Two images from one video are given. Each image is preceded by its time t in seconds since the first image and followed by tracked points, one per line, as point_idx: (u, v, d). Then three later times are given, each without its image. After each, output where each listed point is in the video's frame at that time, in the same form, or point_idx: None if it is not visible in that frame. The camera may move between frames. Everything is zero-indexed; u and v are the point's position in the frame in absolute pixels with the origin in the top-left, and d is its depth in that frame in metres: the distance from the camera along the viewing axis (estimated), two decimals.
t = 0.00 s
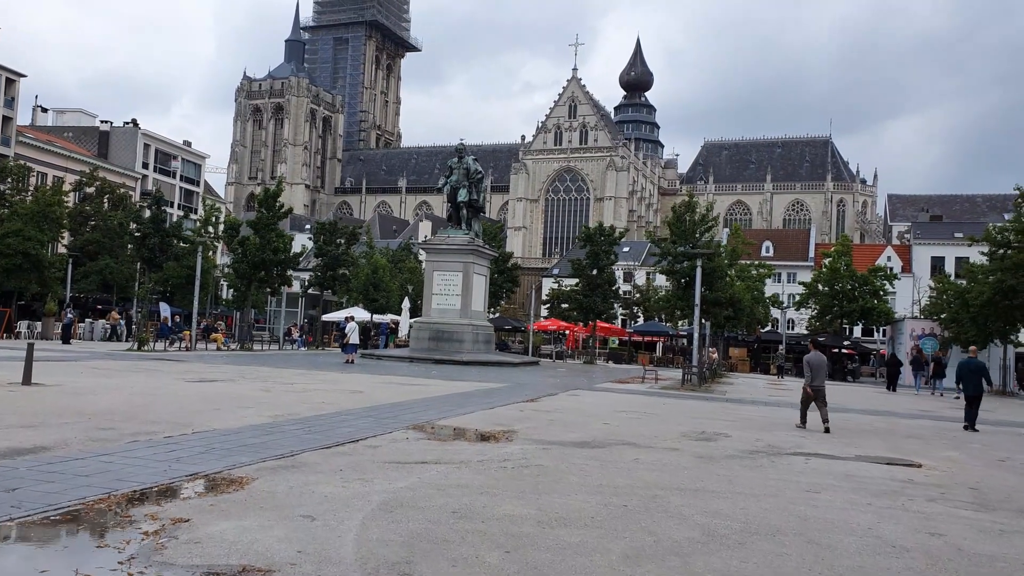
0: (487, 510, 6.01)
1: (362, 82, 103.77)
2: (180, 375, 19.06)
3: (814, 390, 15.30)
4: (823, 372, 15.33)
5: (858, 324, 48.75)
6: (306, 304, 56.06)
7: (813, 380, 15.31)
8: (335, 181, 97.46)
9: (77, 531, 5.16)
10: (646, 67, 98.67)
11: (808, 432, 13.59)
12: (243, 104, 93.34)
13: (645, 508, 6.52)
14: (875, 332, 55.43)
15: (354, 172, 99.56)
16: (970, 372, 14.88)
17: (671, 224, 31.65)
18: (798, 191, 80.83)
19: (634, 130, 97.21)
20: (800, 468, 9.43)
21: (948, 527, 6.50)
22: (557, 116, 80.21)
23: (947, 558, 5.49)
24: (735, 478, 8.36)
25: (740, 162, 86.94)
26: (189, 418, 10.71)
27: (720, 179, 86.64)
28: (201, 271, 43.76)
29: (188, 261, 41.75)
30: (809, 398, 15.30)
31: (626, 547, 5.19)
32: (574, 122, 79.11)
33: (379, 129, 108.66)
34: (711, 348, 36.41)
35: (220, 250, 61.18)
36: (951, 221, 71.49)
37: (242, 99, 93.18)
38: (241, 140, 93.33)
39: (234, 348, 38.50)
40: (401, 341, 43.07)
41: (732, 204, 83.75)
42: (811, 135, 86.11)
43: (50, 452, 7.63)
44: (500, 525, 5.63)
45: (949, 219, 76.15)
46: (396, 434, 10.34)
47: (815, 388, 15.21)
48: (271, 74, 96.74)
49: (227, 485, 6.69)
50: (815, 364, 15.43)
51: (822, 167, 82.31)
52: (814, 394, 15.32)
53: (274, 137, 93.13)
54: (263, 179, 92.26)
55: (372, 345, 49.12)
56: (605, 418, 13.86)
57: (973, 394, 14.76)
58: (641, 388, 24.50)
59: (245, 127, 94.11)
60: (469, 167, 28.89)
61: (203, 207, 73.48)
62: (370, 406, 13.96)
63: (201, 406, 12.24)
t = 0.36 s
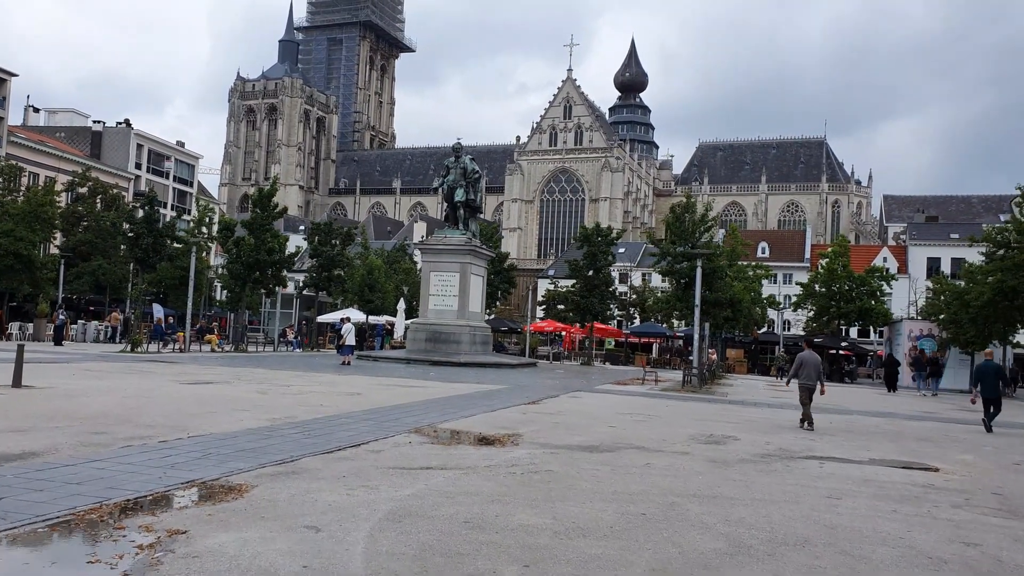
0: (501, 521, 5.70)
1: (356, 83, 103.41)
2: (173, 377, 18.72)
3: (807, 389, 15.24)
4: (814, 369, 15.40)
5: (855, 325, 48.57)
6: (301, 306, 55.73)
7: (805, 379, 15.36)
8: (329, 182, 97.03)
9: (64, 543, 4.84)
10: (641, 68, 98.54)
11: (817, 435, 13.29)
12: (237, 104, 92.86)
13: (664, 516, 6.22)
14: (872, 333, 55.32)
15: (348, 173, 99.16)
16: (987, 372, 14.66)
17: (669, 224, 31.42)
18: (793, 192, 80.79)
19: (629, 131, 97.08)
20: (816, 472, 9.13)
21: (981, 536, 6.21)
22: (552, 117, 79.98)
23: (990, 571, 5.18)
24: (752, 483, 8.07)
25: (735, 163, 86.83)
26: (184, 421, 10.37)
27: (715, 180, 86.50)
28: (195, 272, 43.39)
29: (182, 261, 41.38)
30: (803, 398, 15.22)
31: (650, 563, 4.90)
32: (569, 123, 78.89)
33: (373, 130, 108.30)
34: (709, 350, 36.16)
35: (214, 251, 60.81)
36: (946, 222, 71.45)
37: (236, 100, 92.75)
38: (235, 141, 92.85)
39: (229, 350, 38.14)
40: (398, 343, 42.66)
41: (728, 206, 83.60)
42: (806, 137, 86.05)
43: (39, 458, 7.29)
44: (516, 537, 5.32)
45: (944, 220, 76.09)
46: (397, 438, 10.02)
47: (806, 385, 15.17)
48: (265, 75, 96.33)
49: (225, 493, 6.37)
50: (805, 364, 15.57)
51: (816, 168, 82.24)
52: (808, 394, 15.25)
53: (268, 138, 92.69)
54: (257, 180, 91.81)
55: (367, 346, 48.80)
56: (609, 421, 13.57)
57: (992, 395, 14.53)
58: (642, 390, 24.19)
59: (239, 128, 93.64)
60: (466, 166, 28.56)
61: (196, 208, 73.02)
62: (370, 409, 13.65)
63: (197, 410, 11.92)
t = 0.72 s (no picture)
0: (524, 535, 5.39)
1: (359, 83, 103.17)
2: (177, 379, 18.45)
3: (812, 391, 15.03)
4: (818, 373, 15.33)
5: (864, 326, 48.20)
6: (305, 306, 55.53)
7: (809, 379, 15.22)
8: (332, 182, 96.83)
9: (63, 559, 4.54)
10: (645, 68, 98.21)
11: (836, 441, 12.99)
12: (240, 105, 92.63)
13: (694, 530, 5.92)
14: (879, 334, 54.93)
15: (352, 173, 98.90)
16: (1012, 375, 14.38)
17: (678, 225, 31.12)
18: (798, 192, 80.43)
19: (633, 131, 96.78)
20: (842, 480, 8.82)
21: None
22: (556, 117, 79.66)
23: None
24: (779, 493, 7.76)
25: (740, 164, 86.46)
26: (189, 425, 10.08)
27: (720, 181, 86.16)
28: (198, 272, 43.17)
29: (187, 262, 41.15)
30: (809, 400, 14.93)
31: None
32: (573, 123, 78.61)
33: (377, 130, 108.07)
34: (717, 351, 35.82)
35: (217, 252, 60.60)
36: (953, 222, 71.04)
37: (239, 100, 92.56)
38: (238, 141, 92.65)
39: (234, 350, 37.92)
40: (403, 344, 42.34)
41: (732, 206, 83.19)
42: (811, 137, 85.64)
43: (39, 466, 6.99)
44: (542, 554, 5.02)
45: (950, 220, 75.71)
46: (408, 443, 9.73)
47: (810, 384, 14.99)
48: (269, 75, 96.15)
49: (232, 504, 6.08)
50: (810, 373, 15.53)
51: (821, 169, 81.85)
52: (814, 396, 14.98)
53: (271, 139, 92.46)
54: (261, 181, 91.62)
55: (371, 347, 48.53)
56: (622, 425, 13.27)
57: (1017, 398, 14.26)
58: (652, 392, 23.88)
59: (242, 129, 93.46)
60: (471, 166, 28.26)
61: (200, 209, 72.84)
62: (378, 412, 13.36)
63: (201, 413, 11.65)
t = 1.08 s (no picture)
0: (558, 546, 5.12)
1: (362, 84, 102.95)
2: (181, 380, 18.18)
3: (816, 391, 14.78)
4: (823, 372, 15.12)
5: (871, 327, 47.83)
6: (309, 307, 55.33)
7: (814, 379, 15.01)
8: (335, 183, 96.64)
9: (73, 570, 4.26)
10: (648, 68, 97.90)
11: (858, 444, 12.72)
12: (243, 105, 92.45)
13: (731, 539, 5.65)
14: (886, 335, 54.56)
15: (355, 174, 98.61)
16: None
17: (686, 225, 30.86)
18: (803, 193, 80.11)
19: (637, 131, 96.54)
20: (873, 486, 8.55)
21: None
22: (559, 117, 79.34)
23: None
24: (812, 499, 7.49)
25: (744, 164, 86.16)
26: (197, 427, 9.81)
27: (724, 181, 85.85)
28: (202, 272, 42.93)
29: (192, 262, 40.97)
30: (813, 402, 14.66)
31: None
32: (577, 123, 78.35)
33: (379, 131, 107.85)
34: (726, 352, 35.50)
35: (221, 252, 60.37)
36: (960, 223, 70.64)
37: (242, 100, 92.38)
38: (241, 142, 92.47)
39: (239, 350, 37.70)
40: (409, 344, 42.02)
41: (737, 206, 82.83)
42: (815, 137, 85.30)
43: (45, 469, 6.73)
44: (575, 564, 4.75)
45: (956, 220, 75.34)
46: (423, 445, 9.47)
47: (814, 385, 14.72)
48: (272, 75, 95.97)
49: (246, 510, 5.80)
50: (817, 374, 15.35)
51: (826, 169, 81.52)
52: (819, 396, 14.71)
53: (274, 139, 92.26)
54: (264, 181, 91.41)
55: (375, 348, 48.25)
56: (638, 427, 13.00)
57: None
58: (662, 394, 23.60)
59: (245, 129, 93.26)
60: (477, 165, 27.96)
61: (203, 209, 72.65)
62: (388, 414, 13.10)
63: (209, 414, 11.38)
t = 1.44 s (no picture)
0: (590, 564, 4.86)
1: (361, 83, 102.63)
2: (182, 382, 17.89)
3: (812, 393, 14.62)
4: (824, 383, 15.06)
5: (872, 328, 47.62)
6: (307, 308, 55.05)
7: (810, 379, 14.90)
8: (333, 183, 96.37)
9: None
10: (647, 68, 97.71)
11: (874, 449, 12.48)
12: (241, 105, 92.14)
13: (767, 553, 5.40)
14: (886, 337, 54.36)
15: (353, 174, 98.22)
16: None
17: (691, 225, 30.76)
18: (801, 194, 79.95)
19: (636, 132, 96.37)
20: (900, 494, 8.30)
21: None
22: (558, 118, 79.08)
23: None
24: (843, 509, 7.25)
25: (743, 165, 85.99)
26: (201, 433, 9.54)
27: (723, 182, 85.66)
28: (200, 273, 42.59)
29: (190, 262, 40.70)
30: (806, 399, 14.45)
31: None
32: (576, 124, 78.15)
33: (377, 131, 107.53)
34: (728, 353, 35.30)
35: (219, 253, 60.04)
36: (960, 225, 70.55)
37: (240, 100, 92.04)
38: (239, 141, 92.15)
39: (237, 351, 37.43)
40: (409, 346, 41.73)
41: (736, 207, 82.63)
42: (814, 138, 85.13)
43: (46, 480, 6.46)
44: None
45: (955, 222, 75.22)
46: (435, 452, 9.20)
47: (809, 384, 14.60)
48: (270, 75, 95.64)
49: (258, 524, 5.54)
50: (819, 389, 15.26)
51: (825, 170, 81.35)
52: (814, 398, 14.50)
53: (272, 139, 91.94)
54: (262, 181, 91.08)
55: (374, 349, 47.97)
56: (650, 432, 12.75)
57: None
58: (667, 396, 23.36)
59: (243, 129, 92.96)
60: (480, 165, 27.68)
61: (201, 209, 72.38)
62: (395, 417, 12.83)
63: (213, 419, 11.11)
